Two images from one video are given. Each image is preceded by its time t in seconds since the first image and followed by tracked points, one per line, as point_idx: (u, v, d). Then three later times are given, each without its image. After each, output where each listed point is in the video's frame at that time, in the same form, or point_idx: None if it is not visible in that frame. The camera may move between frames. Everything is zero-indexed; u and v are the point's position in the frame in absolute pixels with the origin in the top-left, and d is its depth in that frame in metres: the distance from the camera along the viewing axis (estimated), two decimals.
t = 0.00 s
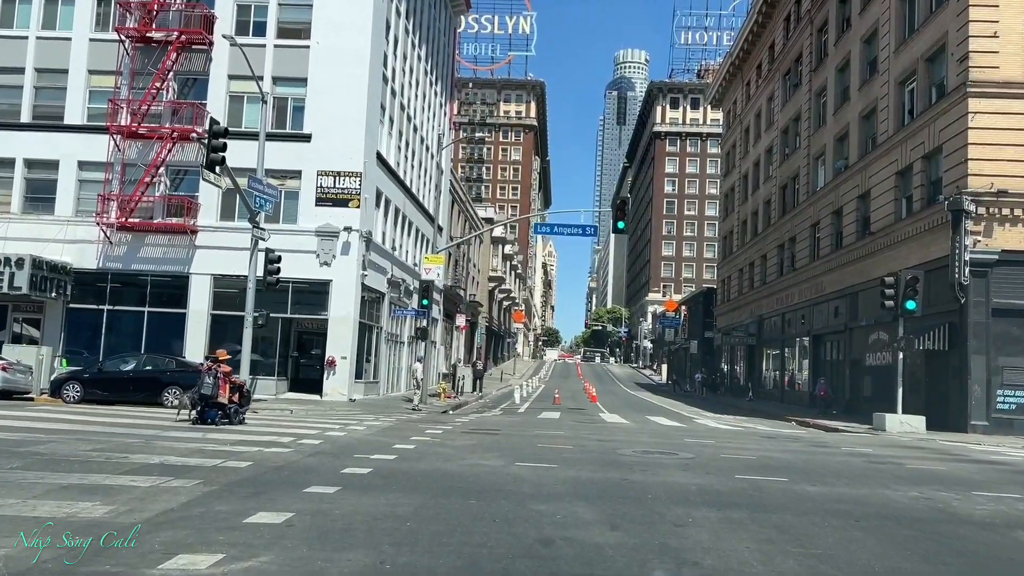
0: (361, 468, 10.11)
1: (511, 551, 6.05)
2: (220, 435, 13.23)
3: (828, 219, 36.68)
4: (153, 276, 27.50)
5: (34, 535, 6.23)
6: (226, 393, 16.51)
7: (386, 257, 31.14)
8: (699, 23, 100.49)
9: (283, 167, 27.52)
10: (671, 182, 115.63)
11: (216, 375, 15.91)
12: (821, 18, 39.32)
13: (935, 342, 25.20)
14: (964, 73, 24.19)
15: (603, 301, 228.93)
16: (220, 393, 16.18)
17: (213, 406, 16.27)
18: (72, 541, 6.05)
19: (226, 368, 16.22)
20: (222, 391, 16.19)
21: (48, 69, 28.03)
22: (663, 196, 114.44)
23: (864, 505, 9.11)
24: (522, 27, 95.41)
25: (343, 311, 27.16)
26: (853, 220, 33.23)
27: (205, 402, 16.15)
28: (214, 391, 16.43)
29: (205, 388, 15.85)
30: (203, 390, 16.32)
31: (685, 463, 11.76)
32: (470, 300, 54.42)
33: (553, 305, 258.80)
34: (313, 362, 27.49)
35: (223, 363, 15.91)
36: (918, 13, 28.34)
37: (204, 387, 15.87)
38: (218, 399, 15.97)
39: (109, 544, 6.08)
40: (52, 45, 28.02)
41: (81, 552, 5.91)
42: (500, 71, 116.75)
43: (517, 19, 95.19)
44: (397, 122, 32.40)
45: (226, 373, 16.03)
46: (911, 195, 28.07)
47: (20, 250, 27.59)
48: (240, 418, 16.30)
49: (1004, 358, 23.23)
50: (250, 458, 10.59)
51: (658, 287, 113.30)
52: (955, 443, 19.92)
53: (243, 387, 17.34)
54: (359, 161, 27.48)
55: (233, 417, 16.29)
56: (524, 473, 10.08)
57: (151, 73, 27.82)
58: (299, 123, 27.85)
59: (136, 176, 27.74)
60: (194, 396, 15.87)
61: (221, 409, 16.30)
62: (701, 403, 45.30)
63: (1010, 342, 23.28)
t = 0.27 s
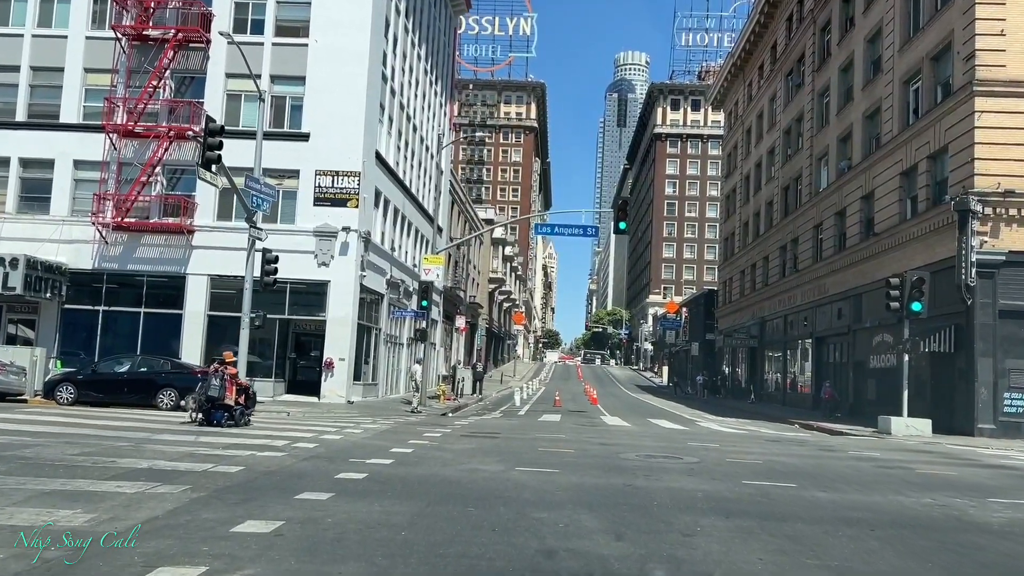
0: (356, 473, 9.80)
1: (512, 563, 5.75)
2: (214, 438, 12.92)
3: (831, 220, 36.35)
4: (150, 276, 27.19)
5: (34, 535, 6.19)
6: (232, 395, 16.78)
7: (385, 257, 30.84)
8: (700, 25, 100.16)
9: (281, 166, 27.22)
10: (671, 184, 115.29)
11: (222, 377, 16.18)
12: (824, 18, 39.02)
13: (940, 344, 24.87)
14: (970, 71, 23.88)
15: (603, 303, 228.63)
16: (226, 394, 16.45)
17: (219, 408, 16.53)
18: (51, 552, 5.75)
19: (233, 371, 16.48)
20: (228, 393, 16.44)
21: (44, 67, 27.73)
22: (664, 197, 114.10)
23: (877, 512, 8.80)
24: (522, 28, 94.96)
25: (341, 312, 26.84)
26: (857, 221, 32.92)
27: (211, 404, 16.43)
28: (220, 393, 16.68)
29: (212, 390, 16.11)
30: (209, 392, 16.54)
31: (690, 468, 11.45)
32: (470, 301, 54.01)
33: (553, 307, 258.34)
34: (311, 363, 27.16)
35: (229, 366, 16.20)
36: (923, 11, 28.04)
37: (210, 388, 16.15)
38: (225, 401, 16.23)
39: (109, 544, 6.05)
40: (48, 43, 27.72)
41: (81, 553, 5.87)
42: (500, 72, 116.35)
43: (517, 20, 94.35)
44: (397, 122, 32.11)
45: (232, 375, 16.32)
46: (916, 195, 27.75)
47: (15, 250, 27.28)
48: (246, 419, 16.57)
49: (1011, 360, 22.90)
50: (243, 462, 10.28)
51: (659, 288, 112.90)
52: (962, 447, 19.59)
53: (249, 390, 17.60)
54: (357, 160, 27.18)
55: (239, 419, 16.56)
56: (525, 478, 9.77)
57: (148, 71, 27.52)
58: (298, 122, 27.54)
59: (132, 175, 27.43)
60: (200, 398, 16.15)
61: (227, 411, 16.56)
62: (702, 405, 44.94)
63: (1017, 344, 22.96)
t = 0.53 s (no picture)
0: (351, 479, 9.45)
1: None
2: (206, 442, 12.59)
3: (834, 221, 36.01)
4: (146, 276, 26.87)
5: (34, 536, 6.16)
6: (238, 397, 17.10)
7: (385, 258, 30.57)
8: (701, 26, 99.87)
9: (279, 166, 26.90)
10: (672, 186, 114.93)
11: (229, 379, 16.52)
12: (827, 17, 38.69)
13: (947, 347, 24.52)
14: (978, 70, 23.55)
15: (604, 305, 228.44)
16: (233, 396, 16.78)
17: (225, 410, 16.84)
18: (23, 567, 5.43)
19: (238, 373, 16.80)
20: (235, 395, 16.79)
21: (40, 65, 27.43)
22: (664, 199, 113.81)
23: (895, 520, 8.44)
24: (523, 29, 94.67)
25: (339, 314, 26.50)
26: (861, 222, 32.60)
27: (217, 406, 16.75)
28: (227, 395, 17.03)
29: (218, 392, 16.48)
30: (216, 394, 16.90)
31: (696, 473, 11.10)
32: (470, 302, 53.67)
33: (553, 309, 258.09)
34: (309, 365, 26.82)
35: (235, 368, 16.53)
36: (929, 9, 27.71)
37: (217, 391, 16.47)
38: (231, 403, 16.55)
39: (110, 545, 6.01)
40: (44, 41, 27.42)
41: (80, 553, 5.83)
42: (501, 73, 116.04)
43: (518, 22, 94.03)
44: (396, 121, 31.81)
45: (238, 377, 16.65)
46: (922, 196, 27.43)
47: (10, 250, 26.96)
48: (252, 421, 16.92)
49: (1020, 362, 22.54)
50: (234, 467, 9.96)
51: (659, 290, 112.56)
52: (971, 451, 19.24)
53: (254, 393, 17.89)
54: (356, 160, 26.85)
55: (244, 421, 16.85)
56: (526, 485, 9.42)
57: (145, 69, 27.21)
58: (296, 120, 27.23)
59: (128, 174, 27.11)
60: (207, 400, 16.52)
61: (233, 413, 16.87)
62: (704, 408, 44.58)
63: None
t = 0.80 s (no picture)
0: (346, 485, 9.12)
1: None
2: (199, 445, 12.26)
3: (839, 222, 35.66)
4: (142, 276, 26.54)
5: (34, 535, 6.15)
6: (243, 399, 17.75)
7: (384, 259, 30.25)
8: (702, 28, 99.53)
9: (277, 165, 26.59)
10: (673, 188, 114.58)
11: (234, 380, 17.22)
12: (831, 17, 38.36)
13: (955, 349, 24.16)
14: (986, 69, 23.22)
15: (605, 307, 228.17)
16: (238, 398, 17.33)
17: (231, 411, 17.48)
18: None
19: (243, 375, 17.34)
20: (240, 396, 17.33)
21: (35, 63, 27.13)
22: (666, 201, 113.49)
23: (912, 529, 8.10)
24: (524, 31, 94.34)
25: (338, 314, 26.17)
26: (866, 222, 32.26)
27: (223, 407, 17.38)
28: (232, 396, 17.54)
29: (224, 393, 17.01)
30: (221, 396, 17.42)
31: (702, 479, 10.74)
32: (470, 304, 53.30)
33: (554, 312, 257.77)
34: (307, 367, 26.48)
35: (240, 369, 17.24)
36: (935, 8, 27.38)
37: (223, 392, 17.13)
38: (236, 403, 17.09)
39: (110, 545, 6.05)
40: (40, 38, 27.11)
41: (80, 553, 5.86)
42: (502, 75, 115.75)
43: (519, 23, 93.95)
44: (396, 120, 31.48)
45: (243, 378, 17.35)
46: (928, 196, 27.09)
47: (5, 250, 26.64)
48: (257, 421, 17.45)
49: None
50: (225, 473, 9.63)
51: (660, 293, 112.22)
52: (980, 455, 18.89)
53: (258, 394, 18.41)
54: (355, 159, 26.52)
55: (249, 422, 17.47)
56: (527, 492, 9.08)
57: (142, 67, 26.90)
58: (295, 119, 26.92)
59: (125, 173, 26.79)
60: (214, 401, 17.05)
61: (239, 414, 17.50)
62: (707, 411, 44.24)
63: None
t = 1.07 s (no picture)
0: (341, 491, 8.76)
1: None
2: (190, 449, 11.88)
3: (843, 222, 35.30)
4: (139, 277, 26.21)
5: (34, 536, 6.16)
6: (248, 401, 17.91)
7: (384, 259, 29.90)
8: (704, 29, 99.17)
9: (276, 164, 26.27)
10: (675, 189, 114.23)
11: (240, 382, 17.34)
12: (835, 16, 38.02)
13: (963, 351, 23.77)
14: (995, 66, 22.86)
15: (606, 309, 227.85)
16: (243, 400, 17.44)
17: (236, 413, 17.64)
18: None
19: (249, 377, 17.44)
20: (246, 398, 17.45)
21: (31, 60, 26.82)
22: (667, 203, 113.13)
23: (932, 538, 7.73)
24: (526, 33, 93.84)
25: (337, 315, 25.81)
26: (871, 223, 31.90)
27: (229, 409, 17.52)
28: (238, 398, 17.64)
29: (229, 396, 17.11)
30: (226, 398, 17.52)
31: (710, 485, 10.37)
32: (471, 306, 52.95)
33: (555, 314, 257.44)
34: (305, 369, 26.11)
35: (246, 372, 17.38)
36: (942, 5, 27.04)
37: (228, 394, 17.27)
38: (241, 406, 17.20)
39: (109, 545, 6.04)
40: (35, 36, 26.80)
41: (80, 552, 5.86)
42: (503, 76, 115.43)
43: (521, 25, 93.60)
44: (396, 119, 31.15)
45: (249, 381, 17.48)
46: (935, 196, 26.73)
47: None
48: (263, 423, 17.57)
49: None
50: (215, 477, 9.28)
51: (661, 294, 111.86)
52: (991, 459, 18.51)
53: (263, 397, 18.52)
54: (355, 158, 26.18)
55: (254, 424, 17.63)
56: (528, 499, 8.72)
57: (138, 65, 26.57)
58: (293, 117, 26.58)
59: (121, 172, 26.45)
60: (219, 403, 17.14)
61: (244, 416, 17.61)
62: (708, 413, 43.86)
63: None
